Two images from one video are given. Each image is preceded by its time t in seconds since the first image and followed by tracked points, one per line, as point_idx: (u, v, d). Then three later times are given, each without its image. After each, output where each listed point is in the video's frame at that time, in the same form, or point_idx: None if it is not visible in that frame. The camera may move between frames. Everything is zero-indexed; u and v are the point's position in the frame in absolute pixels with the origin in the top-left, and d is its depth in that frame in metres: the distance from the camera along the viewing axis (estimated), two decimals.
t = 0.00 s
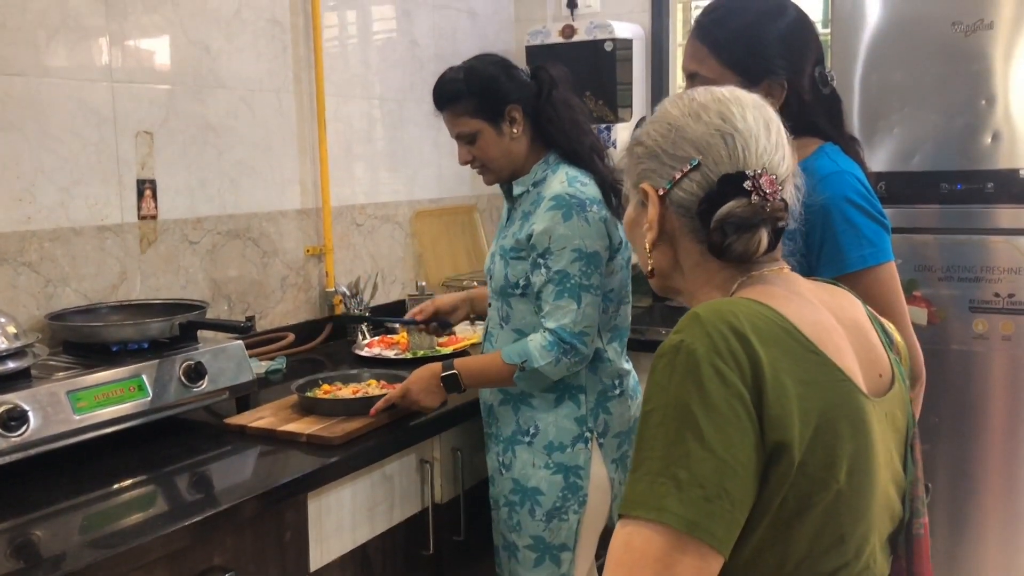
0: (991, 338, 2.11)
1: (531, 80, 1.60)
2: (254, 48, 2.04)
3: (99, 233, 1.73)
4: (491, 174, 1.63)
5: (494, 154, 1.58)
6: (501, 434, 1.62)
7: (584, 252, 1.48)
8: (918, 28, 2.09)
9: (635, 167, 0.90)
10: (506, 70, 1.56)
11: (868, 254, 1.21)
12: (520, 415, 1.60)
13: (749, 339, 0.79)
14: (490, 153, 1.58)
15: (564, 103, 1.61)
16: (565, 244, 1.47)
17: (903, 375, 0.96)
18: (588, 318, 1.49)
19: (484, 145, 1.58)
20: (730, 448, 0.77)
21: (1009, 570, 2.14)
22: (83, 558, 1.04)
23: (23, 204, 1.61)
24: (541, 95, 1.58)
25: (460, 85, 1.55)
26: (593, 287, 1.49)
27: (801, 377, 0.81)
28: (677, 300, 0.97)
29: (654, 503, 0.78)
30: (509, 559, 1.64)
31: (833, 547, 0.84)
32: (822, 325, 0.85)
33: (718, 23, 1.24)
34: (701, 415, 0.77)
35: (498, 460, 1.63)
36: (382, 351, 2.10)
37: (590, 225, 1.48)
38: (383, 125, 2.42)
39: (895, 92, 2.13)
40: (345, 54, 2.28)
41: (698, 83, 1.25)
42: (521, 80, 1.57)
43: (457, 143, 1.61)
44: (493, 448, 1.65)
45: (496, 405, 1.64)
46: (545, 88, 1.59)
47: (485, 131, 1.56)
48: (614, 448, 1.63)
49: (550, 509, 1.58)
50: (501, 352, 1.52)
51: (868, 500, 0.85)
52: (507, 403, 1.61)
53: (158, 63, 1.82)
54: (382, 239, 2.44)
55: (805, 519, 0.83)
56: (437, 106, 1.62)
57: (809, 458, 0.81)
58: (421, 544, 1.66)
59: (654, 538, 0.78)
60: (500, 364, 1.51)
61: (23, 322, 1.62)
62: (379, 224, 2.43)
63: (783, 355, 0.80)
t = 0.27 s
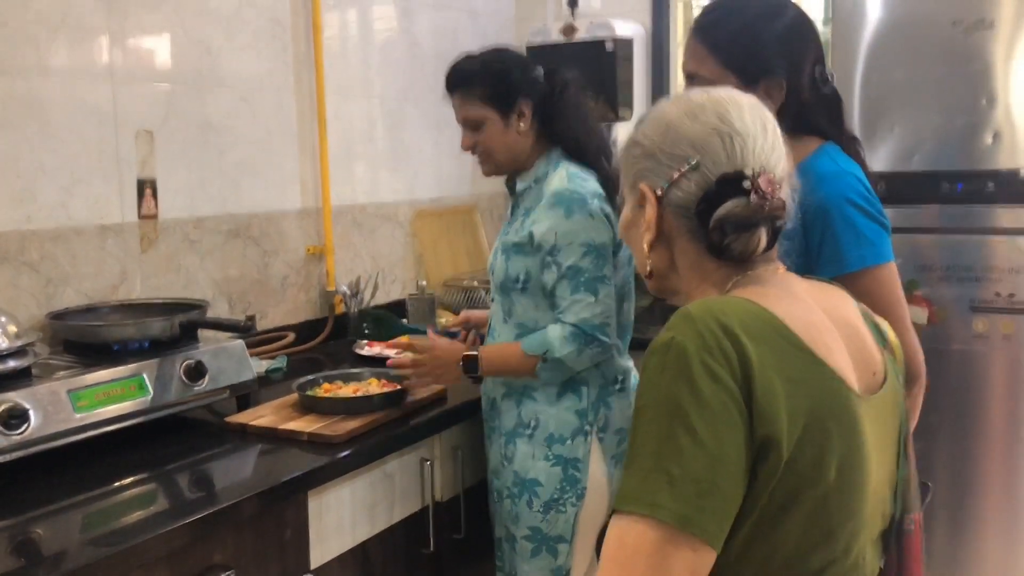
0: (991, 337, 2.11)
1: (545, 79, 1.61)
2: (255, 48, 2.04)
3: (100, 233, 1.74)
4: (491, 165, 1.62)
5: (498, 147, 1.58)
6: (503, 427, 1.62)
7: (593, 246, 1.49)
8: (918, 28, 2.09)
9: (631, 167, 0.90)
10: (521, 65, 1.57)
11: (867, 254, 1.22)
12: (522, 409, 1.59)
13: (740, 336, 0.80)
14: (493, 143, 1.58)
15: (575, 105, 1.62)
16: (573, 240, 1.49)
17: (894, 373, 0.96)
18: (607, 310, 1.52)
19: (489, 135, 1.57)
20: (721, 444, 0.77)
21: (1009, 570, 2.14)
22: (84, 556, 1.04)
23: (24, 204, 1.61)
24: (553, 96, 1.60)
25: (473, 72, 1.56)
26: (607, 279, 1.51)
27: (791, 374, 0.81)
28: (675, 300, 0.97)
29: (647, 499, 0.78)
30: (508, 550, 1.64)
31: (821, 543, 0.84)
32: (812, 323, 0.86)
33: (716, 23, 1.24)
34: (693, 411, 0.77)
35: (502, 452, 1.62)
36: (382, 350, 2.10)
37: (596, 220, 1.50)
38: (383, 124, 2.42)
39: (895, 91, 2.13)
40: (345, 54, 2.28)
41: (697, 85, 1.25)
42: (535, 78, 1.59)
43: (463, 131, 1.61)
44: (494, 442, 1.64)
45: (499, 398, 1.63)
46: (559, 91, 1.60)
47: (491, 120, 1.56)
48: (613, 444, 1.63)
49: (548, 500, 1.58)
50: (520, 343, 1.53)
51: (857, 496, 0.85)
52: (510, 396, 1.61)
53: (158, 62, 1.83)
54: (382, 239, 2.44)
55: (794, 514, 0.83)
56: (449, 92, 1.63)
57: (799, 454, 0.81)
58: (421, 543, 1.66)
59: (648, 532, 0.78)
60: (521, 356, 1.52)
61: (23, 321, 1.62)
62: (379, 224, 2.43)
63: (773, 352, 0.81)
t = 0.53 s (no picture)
0: (991, 336, 2.11)
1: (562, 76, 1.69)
2: (255, 46, 2.04)
3: (99, 230, 1.74)
4: (527, 149, 1.62)
5: (538, 125, 1.61)
6: (512, 422, 1.63)
7: (604, 239, 1.49)
8: (918, 26, 2.09)
9: (626, 164, 0.90)
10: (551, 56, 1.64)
11: (868, 252, 1.20)
12: (530, 402, 1.61)
13: (733, 334, 0.80)
14: (539, 124, 1.61)
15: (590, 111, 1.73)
16: (589, 229, 1.49)
17: (888, 371, 0.96)
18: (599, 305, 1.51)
19: (536, 116, 1.61)
20: (716, 440, 0.77)
21: (1008, 568, 2.14)
22: (84, 554, 1.04)
23: (24, 201, 1.61)
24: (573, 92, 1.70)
25: (519, 54, 1.61)
26: (607, 276, 1.51)
27: (785, 371, 0.81)
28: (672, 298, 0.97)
29: (643, 496, 0.78)
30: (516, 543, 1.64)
31: (816, 540, 0.85)
32: (807, 321, 0.86)
33: (715, 22, 1.24)
34: (688, 408, 0.77)
35: (510, 448, 1.63)
36: (382, 348, 2.10)
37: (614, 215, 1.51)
38: (383, 122, 2.42)
39: (895, 90, 2.13)
40: (345, 51, 2.28)
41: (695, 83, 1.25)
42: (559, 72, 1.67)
43: (501, 108, 1.61)
44: (502, 438, 1.65)
45: (505, 394, 1.64)
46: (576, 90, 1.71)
47: (537, 102, 1.61)
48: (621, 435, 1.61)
49: (554, 494, 1.58)
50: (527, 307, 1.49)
51: (852, 492, 0.85)
52: (517, 391, 1.62)
53: (158, 60, 1.82)
54: (382, 237, 2.44)
55: (789, 511, 0.83)
56: (477, 75, 1.64)
57: (793, 451, 0.81)
58: (421, 541, 1.66)
59: (645, 531, 0.78)
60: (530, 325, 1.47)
61: (23, 318, 1.62)
62: (379, 221, 2.43)
63: (768, 350, 0.81)
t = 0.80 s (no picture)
0: (992, 334, 2.10)
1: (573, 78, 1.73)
2: (255, 43, 2.03)
3: (99, 227, 1.73)
4: (556, 142, 1.62)
5: (563, 120, 1.63)
6: (522, 423, 1.61)
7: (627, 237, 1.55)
8: (919, 24, 2.08)
9: (621, 163, 0.90)
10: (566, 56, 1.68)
11: (869, 250, 1.19)
12: (542, 401, 1.60)
13: (729, 332, 0.80)
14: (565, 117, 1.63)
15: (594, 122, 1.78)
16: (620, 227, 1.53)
17: (884, 367, 0.96)
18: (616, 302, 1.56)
19: (562, 110, 1.63)
20: (714, 439, 0.77)
21: (1009, 566, 2.14)
22: (83, 552, 1.04)
23: (23, 198, 1.61)
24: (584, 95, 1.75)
25: (544, 50, 1.63)
26: (626, 275, 1.56)
27: (782, 369, 0.81)
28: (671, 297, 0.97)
29: (641, 496, 0.77)
30: (537, 544, 1.63)
31: (815, 537, 0.84)
32: (802, 318, 0.85)
33: (717, 19, 1.24)
34: (685, 407, 0.77)
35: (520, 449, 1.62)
36: (382, 345, 2.10)
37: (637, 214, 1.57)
38: (384, 119, 2.42)
39: (896, 88, 2.13)
40: (346, 49, 2.27)
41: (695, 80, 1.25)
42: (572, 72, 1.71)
43: (529, 100, 1.62)
44: (512, 438, 1.64)
45: (514, 394, 1.62)
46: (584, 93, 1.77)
47: (563, 96, 1.63)
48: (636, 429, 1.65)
49: (578, 492, 1.58)
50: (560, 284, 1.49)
51: (850, 489, 0.85)
52: (527, 391, 1.61)
53: (158, 57, 1.82)
54: (382, 234, 2.44)
55: (787, 508, 0.83)
56: (502, 68, 1.64)
57: (791, 449, 0.81)
58: (421, 539, 1.66)
59: (644, 529, 0.77)
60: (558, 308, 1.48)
61: (23, 316, 1.62)
62: (380, 219, 2.43)
63: (764, 348, 0.81)
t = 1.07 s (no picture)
0: (991, 333, 2.10)
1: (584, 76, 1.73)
2: (255, 40, 2.03)
3: (99, 224, 1.73)
4: (569, 139, 1.63)
5: (576, 119, 1.63)
6: (525, 422, 1.61)
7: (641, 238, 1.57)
8: (920, 22, 2.08)
9: (624, 161, 0.90)
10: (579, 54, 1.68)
11: (870, 249, 1.20)
12: (549, 399, 1.60)
13: (727, 330, 0.80)
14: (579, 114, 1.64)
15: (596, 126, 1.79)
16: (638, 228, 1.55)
17: (882, 363, 0.96)
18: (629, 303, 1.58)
19: (576, 108, 1.64)
20: (712, 436, 0.77)
21: (1008, 564, 2.15)
22: (83, 548, 1.04)
23: (23, 195, 1.61)
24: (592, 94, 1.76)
25: (561, 46, 1.63)
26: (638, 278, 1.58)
27: (779, 366, 0.81)
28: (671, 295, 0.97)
29: (639, 492, 0.77)
30: (542, 543, 1.63)
31: (814, 533, 0.85)
32: (800, 316, 0.85)
33: (718, 17, 1.24)
34: (683, 404, 0.77)
35: (523, 448, 1.62)
36: (382, 343, 2.10)
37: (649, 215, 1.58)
38: (384, 117, 2.42)
39: (897, 86, 2.13)
40: (346, 46, 2.27)
41: (698, 77, 1.25)
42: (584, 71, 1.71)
43: (546, 95, 1.61)
44: (514, 437, 1.63)
45: (518, 395, 1.62)
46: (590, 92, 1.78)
47: (577, 94, 1.64)
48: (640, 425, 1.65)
49: (586, 491, 1.58)
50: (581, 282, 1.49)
51: (847, 486, 0.85)
52: (533, 390, 1.60)
53: (158, 54, 1.82)
54: (382, 232, 2.44)
55: (785, 504, 0.83)
56: (518, 62, 1.64)
57: (788, 445, 0.81)
58: (421, 536, 1.66)
59: (641, 525, 0.77)
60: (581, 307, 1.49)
61: (23, 313, 1.62)
62: (380, 216, 2.43)
63: (763, 346, 0.81)
